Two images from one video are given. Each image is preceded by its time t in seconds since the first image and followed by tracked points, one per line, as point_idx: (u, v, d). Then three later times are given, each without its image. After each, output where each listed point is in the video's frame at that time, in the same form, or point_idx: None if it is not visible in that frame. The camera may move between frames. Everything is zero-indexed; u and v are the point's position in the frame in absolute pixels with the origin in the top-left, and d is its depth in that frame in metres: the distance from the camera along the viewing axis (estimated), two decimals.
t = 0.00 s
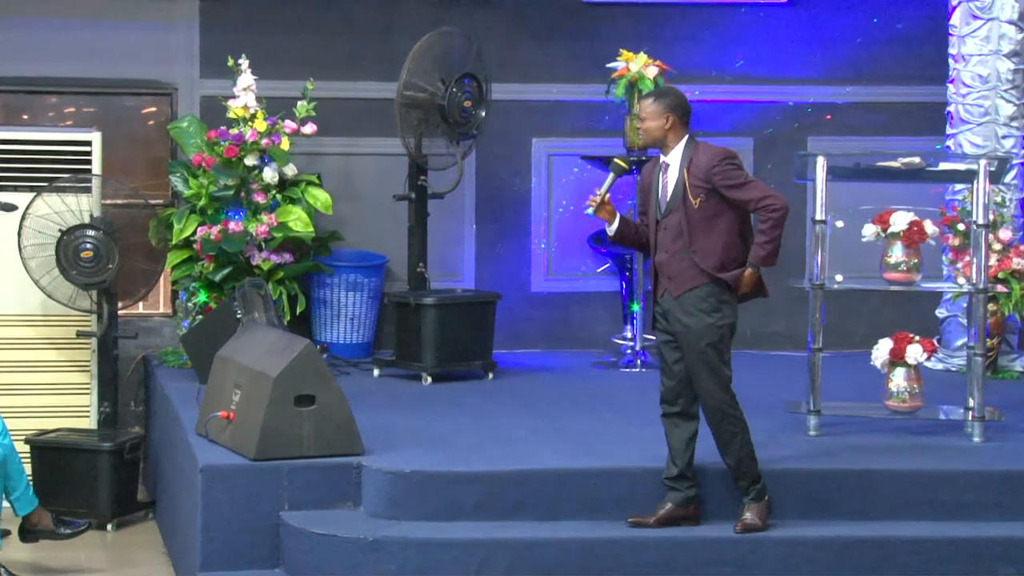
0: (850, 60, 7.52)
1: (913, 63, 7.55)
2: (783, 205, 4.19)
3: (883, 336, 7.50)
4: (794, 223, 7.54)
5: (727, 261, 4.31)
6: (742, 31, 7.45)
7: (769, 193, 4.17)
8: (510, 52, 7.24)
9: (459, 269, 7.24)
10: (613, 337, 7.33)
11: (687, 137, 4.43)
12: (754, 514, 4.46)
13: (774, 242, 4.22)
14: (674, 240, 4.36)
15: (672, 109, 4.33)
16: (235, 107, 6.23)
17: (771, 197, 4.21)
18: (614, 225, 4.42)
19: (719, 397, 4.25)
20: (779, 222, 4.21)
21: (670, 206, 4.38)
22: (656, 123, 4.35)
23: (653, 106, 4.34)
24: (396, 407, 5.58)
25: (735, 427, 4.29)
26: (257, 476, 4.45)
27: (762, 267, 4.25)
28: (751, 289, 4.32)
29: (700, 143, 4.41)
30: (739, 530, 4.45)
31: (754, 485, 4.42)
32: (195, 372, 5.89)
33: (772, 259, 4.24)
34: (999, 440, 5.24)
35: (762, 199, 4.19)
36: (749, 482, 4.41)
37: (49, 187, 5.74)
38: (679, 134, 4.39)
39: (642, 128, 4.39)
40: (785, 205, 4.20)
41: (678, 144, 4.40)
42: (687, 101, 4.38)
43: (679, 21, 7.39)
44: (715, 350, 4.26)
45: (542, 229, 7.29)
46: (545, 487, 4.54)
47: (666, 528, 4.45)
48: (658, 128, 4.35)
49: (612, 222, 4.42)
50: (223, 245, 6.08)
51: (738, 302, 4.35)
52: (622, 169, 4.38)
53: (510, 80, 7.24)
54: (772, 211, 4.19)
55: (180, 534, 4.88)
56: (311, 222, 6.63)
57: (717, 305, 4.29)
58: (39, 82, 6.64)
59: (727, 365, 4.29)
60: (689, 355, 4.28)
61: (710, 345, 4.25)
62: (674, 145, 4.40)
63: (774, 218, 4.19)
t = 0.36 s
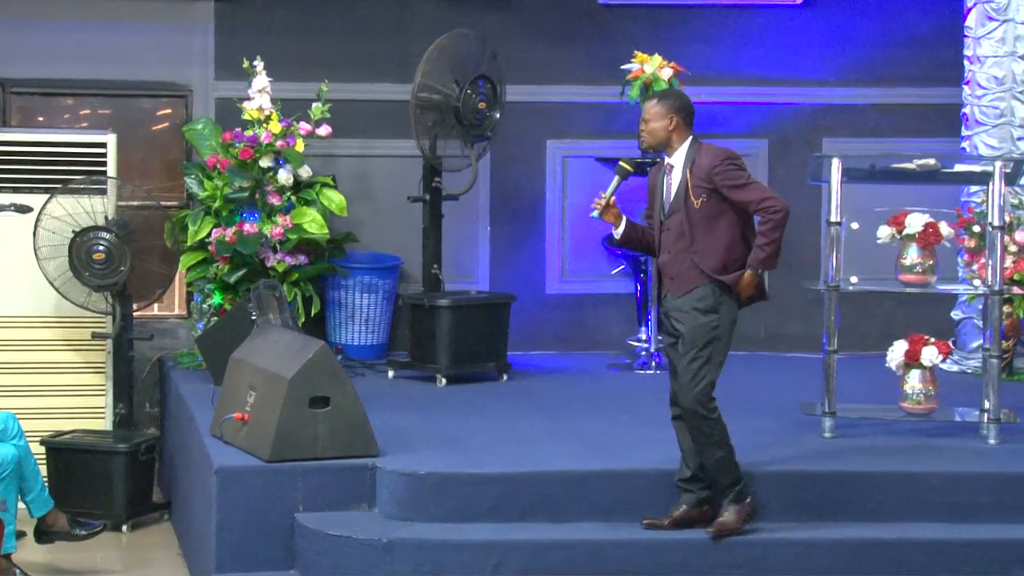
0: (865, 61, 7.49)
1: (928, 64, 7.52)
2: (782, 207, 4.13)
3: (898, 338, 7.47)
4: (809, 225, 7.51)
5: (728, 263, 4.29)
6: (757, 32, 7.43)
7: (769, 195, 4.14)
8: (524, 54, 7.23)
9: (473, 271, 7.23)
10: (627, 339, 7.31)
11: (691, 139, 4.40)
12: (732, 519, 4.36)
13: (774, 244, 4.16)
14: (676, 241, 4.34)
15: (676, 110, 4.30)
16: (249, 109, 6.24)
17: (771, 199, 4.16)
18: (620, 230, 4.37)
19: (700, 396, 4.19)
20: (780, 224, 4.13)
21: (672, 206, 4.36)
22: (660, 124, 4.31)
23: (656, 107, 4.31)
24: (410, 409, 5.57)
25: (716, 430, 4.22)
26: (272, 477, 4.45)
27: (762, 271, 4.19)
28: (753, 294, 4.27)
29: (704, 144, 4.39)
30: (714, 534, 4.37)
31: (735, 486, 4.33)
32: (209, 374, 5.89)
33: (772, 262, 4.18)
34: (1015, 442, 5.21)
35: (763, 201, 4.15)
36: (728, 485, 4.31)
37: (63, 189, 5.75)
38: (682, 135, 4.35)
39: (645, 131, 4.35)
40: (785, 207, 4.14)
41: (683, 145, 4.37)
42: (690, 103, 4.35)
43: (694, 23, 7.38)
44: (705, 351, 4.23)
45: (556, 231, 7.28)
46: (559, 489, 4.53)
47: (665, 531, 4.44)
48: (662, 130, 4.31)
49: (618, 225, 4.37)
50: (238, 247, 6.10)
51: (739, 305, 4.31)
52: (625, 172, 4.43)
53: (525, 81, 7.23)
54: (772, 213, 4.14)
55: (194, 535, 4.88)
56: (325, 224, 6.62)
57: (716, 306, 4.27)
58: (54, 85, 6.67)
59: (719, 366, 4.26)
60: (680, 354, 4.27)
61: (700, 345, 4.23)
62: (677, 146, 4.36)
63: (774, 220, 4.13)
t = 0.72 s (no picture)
0: (882, 62, 7.46)
1: (946, 65, 7.48)
2: (790, 212, 4.12)
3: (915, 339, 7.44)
4: (826, 225, 7.49)
5: (736, 263, 4.26)
6: (773, 33, 7.41)
7: (778, 199, 4.13)
8: (540, 54, 7.22)
9: (490, 271, 7.22)
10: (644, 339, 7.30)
11: (706, 138, 4.39)
12: (648, 521, 4.20)
13: (781, 249, 4.14)
14: (684, 240, 4.33)
15: (691, 110, 4.29)
16: (266, 110, 6.25)
17: (780, 203, 4.15)
18: (633, 228, 4.43)
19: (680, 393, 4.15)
20: (787, 229, 4.13)
21: (682, 206, 4.36)
22: (675, 123, 4.30)
23: (671, 106, 4.30)
24: (426, 409, 5.57)
25: (678, 425, 4.13)
26: (288, 478, 4.45)
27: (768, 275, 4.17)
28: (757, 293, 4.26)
29: (717, 145, 4.38)
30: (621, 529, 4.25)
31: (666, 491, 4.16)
32: (226, 374, 5.90)
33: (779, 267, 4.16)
34: None
35: (771, 205, 4.14)
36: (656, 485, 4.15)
37: (79, 189, 5.74)
38: (698, 134, 4.34)
39: (661, 130, 4.34)
40: (794, 212, 4.13)
41: (696, 145, 4.35)
42: (705, 102, 4.33)
43: (710, 23, 7.36)
44: (700, 347, 4.19)
45: (572, 232, 7.27)
46: (576, 489, 4.52)
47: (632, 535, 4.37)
48: (677, 129, 4.30)
49: (632, 224, 4.42)
50: (254, 248, 6.10)
51: (743, 307, 4.27)
52: (640, 170, 4.51)
53: (540, 82, 7.22)
54: (780, 217, 4.13)
55: (211, 535, 4.89)
56: (342, 224, 6.64)
57: (720, 307, 4.23)
58: (72, 85, 6.68)
59: (711, 365, 4.20)
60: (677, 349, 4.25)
61: (696, 341, 4.19)
62: (691, 146, 4.35)
63: (782, 224, 4.12)
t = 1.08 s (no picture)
0: (903, 62, 7.42)
1: (967, 66, 7.44)
2: (796, 224, 4.08)
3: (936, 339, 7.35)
4: (846, 226, 7.45)
5: (742, 270, 4.23)
6: (793, 34, 7.38)
7: (787, 209, 4.10)
8: (560, 55, 7.21)
9: (509, 272, 7.22)
10: (663, 340, 7.29)
11: (724, 140, 4.38)
12: (652, 528, 4.28)
13: (784, 260, 4.10)
14: (693, 242, 4.31)
15: (707, 110, 4.28)
16: (286, 110, 6.25)
17: (787, 214, 4.12)
18: (649, 227, 4.45)
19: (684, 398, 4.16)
20: (791, 241, 4.09)
21: (694, 207, 4.34)
22: (691, 124, 4.30)
23: (688, 107, 4.30)
24: (445, 410, 5.57)
25: (678, 431, 4.15)
26: (307, 477, 4.45)
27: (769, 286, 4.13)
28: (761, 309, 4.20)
29: (733, 148, 4.34)
30: (626, 538, 4.33)
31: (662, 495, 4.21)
32: (245, 375, 5.91)
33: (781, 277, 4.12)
34: None
35: (780, 215, 4.11)
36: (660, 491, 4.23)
37: (99, 190, 5.76)
38: (715, 136, 4.33)
39: (679, 131, 4.34)
40: (800, 224, 4.09)
41: (712, 146, 4.34)
42: (723, 104, 4.33)
43: (730, 23, 7.34)
44: (704, 353, 4.19)
45: (592, 232, 7.26)
46: (595, 490, 4.51)
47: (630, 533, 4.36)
48: (694, 130, 4.30)
49: (648, 222, 4.46)
50: (274, 249, 6.13)
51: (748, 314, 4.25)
52: (655, 170, 4.57)
53: (560, 82, 7.21)
54: (786, 228, 4.09)
55: (230, 535, 4.90)
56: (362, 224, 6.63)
57: (724, 312, 4.21)
58: (92, 86, 6.71)
59: (714, 371, 4.19)
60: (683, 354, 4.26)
61: (699, 345, 4.19)
62: (708, 147, 4.34)
63: (787, 235, 4.08)
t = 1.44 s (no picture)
0: (918, 62, 7.39)
1: (983, 65, 7.41)
2: (791, 230, 4.07)
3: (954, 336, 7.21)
4: (861, 226, 7.43)
5: (741, 273, 4.21)
6: (808, 34, 7.36)
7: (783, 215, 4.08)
8: (574, 55, 7.20)
9: (523, 272, 7.21)
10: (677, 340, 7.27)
11: (726, 140, 4.35)
12: (665, 529, 4.27)
13: (779, 266, 4.09)
14: (692, 244, 4.29)
15: (709, 112, 4.25)
16: (300, 110, 6.24)
17: (782, 220, 4.10)
18: (650, 221, 4.45)
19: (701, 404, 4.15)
20: (786, 246, 4.08)
21: (693, 209, 4.32)
22: (693, 125, 4.27)
23: (691, 107, 4.26)
24: (458, 410, 5.56)
25: (697, 436, 4.14)
26: (321, 477, 4.45)
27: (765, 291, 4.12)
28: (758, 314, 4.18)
29: (734, 150, 4.31)
30: (639, 539, 4.32)
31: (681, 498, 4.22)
32: (259, 375, 5.91)
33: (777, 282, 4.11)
34: None
35: (777, 221, 4.09)
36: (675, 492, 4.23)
37: (114, 190, 5.76)
38: (716, 136, 4.30)
39: (681, 131, 4.31)
40: (796, 230, 4.07)
41: (714, 147, 4.31)
42: (726, 103, 4.28)
43: (744, 23, 7.32)
44: (712, 355, 4.16)
45: (605, 232, 7.25)
46: (609, 491, 4.50)
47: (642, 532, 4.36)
48: (695, 131, 4.27)
49: (649, 215, 4.44)
50: (288, 248, 6.12)
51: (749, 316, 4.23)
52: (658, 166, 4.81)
53: (574, 82, 7.20)
54: (781, 233, 4.08)
55: (244, 535, 4.90)
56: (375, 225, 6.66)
57: (726, 314, 4.20)
58: (107, 86, 6.72)
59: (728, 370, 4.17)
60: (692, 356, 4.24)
61: (708, 349, 4.16)
62: (709, 148, 4.31)
63: (781, 241, 4.07)
